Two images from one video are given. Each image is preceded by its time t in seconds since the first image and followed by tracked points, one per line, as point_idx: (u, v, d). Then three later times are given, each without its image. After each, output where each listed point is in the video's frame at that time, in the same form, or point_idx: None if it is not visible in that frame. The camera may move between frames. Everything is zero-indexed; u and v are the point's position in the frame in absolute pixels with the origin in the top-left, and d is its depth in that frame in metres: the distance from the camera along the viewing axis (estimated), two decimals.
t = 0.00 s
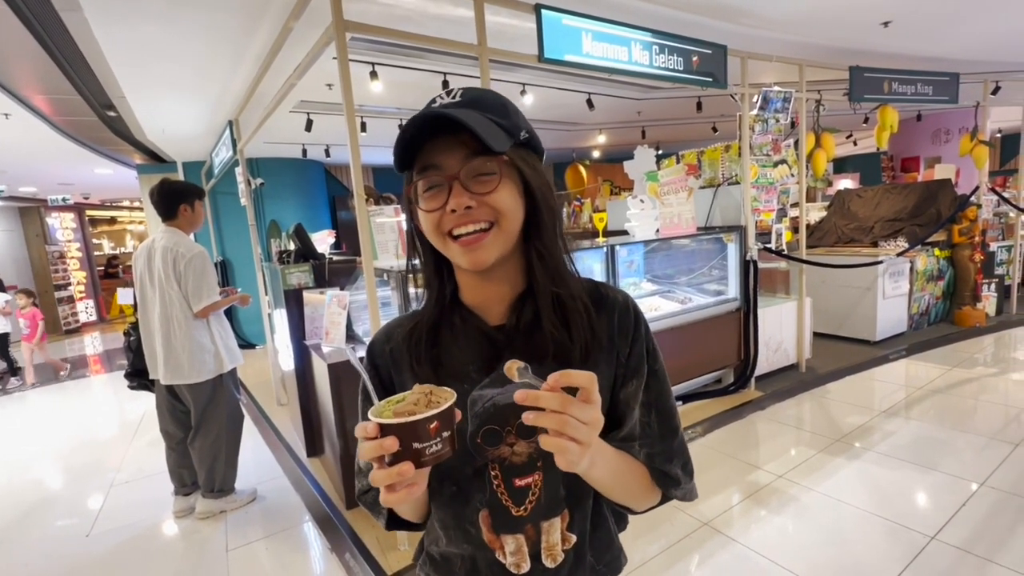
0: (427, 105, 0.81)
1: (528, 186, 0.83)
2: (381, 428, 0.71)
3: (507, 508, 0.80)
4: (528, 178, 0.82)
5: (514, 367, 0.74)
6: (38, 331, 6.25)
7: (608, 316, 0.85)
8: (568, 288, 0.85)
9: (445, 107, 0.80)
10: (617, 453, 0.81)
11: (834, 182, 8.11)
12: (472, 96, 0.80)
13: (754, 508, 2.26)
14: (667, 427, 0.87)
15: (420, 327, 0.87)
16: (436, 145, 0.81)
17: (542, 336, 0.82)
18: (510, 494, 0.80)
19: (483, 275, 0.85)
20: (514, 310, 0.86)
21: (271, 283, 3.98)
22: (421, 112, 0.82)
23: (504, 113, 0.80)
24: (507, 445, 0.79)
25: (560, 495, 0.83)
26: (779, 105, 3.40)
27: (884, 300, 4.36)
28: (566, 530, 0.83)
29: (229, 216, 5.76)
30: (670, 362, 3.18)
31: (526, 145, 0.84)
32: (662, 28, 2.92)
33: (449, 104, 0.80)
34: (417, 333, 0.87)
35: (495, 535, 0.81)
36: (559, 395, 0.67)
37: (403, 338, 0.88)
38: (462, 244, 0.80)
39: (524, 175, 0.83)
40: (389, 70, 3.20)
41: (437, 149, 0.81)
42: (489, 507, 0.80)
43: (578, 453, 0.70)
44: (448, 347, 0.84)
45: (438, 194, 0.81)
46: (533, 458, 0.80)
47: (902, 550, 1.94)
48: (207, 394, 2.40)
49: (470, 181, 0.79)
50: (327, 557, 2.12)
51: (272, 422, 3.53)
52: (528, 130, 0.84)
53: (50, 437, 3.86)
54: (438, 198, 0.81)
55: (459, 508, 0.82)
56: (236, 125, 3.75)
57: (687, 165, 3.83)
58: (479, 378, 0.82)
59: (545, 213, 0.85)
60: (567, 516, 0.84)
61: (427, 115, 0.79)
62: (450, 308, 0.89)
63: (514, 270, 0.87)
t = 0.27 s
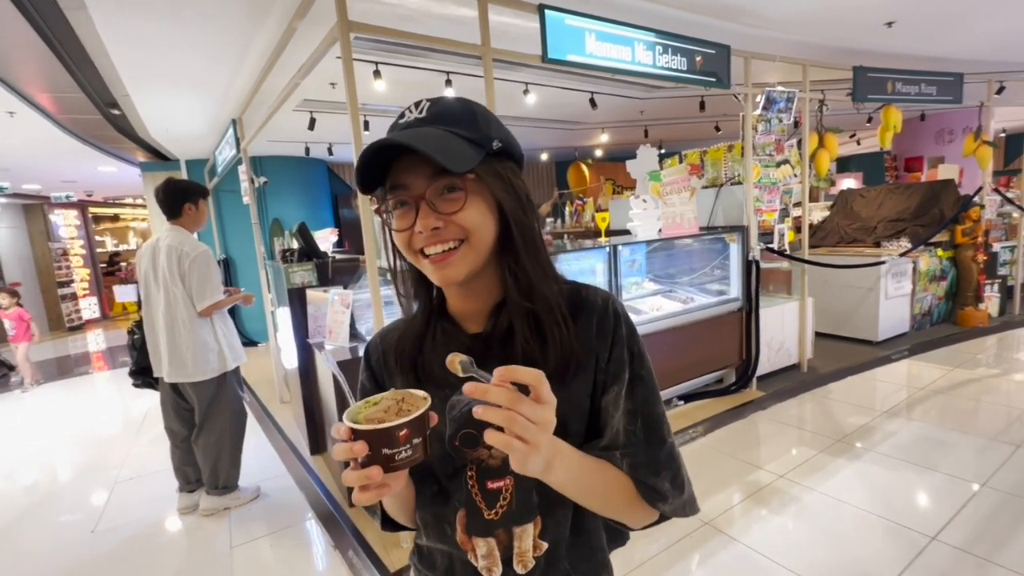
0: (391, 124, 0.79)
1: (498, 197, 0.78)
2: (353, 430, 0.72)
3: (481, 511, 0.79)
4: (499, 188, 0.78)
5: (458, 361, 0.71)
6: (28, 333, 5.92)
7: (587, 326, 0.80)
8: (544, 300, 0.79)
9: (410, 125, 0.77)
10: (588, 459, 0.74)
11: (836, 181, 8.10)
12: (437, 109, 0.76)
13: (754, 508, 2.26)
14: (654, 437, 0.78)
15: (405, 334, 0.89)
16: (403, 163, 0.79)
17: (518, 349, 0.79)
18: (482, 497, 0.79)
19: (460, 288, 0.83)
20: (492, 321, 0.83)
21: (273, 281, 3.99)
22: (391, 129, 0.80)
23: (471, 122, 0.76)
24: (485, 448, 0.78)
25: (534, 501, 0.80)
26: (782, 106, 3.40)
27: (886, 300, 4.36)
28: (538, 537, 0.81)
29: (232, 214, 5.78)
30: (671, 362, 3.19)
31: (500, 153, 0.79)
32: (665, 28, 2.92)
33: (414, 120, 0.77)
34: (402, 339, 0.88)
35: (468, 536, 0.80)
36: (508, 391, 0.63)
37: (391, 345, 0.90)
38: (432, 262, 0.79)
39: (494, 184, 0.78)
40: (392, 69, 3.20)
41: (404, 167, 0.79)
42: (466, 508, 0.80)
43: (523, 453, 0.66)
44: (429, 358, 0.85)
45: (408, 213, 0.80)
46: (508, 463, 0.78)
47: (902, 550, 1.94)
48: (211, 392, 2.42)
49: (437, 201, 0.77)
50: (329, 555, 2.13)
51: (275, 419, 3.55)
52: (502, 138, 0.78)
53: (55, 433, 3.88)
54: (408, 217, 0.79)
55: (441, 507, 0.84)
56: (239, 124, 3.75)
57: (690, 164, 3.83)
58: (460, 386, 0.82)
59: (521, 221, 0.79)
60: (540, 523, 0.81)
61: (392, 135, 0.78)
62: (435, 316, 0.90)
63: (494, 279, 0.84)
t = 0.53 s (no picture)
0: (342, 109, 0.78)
1: (446, 187, 0.76)
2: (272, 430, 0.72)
3: (416, 503, 0.78)
4: (445, 177, 0.76)
5: (353, 350, 0.70)
6: None
7: (530, 318, 0.77)
8: (491, 292, 0.77)
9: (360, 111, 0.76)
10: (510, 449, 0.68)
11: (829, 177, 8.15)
12: (388, 96, 0.75)
13: (745, 498, 2.30)
14: (592, 437, 0.73)
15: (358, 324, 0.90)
16: (352, 150, 0.79)
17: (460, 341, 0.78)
18: (417, 488, 0.79)
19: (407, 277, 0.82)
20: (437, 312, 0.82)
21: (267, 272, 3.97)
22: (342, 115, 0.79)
23: (421, 110, 0.74)
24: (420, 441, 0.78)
25: (467, 495, 0.79)
26: (778, 100, 3.42)
27: (877, 295, 4.41)
28: (471, 532, 0.79)
29: (224, 204, 5.72)
30: (665, 354, 3.21)
31: (454, 143, 0.78)
32: (663, 21, 2.91)
33: (365, 106, 0.76)
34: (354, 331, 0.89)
35: (405, 527, 0.80)
36: (409, 369, 0.59)
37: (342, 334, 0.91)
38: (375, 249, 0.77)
39: (441, 174, 0.76)
40: (388, 58, 3.18)
41: (353, 154, 0.78)
42: (405, 498, 0.80)
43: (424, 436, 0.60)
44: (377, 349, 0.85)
45: (355, 200, 0.78)
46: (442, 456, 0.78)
47: (890, 538, 1.98)
48: (206, 382, 2.41)
49: (382, 189, 0.75)
50: (326, 544, 2.14)
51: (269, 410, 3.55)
52: (455, 126, 0.77)
53: (46, 425, 3.85)
54: (354, 204, 0.78)
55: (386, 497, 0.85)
56: (233, 112, 3.72)
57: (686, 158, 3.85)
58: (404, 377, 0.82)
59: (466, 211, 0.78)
60: (474, 518, 0.79)
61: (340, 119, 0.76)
62: (387, 309, 0.89)
63: (442, 269, 0.83)
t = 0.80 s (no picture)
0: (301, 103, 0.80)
1: (393, 188, 0.77)
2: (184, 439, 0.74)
3: (347, 515, 0.78)
4: (393, 178, 0.77)
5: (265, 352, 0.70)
6: None
7: (471, 328, 0.77)
8: (434, 293, 0.78)
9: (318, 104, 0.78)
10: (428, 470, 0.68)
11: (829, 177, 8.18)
12: (345, 92, 0.76)
13: (749, 496, 2.31)
14: (523, 461, 0.71)
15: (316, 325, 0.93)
16: (308, 144, 0.80)
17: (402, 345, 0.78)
18: (348, 501, 0.78)
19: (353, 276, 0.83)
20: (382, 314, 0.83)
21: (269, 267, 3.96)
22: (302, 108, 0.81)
23: (376, 108, 0.75)
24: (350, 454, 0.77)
25: (399, 509, 0.78)
26: (784, 100, 3.42)
27: (877, 295, 4.44)
28: (399, 548, 0.79)
29: (224, 198, 5.69)
30: (668, 352, 3.23)
31: (411, 143, 0.78)
32: (670, 19, 2.91)
33: (322, 100, 0.77)
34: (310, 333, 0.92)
35: (338, 538, 0.80)
36: (323, 385, 0.58)
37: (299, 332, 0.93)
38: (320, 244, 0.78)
39: (389, 175, 0.77)
40: (393, 53, 3.16)
41: (309, 148, 0.80)
42: (339, 509, 0.80)
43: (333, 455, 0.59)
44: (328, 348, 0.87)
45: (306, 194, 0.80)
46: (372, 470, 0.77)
47: (892, 536, 2.00)
48: (211, 377, 2.42)
49: (331, 184, 0.76)
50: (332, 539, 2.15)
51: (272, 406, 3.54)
52: (411, 127, 0.77)
53: (45, 419, 3.82)
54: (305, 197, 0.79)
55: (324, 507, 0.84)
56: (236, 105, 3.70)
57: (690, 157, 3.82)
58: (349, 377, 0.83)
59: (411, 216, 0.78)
60: (404, 533, 0.79)
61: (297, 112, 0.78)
62: (338, 309, 0.91)
63: (389, 271, 0.83)
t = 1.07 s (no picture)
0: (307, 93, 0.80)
1: (393, 190, 0.77)
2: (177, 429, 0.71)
3: (339, 519, 0.74)
4: (393, 179, 0.77)
5: (264, 366, 0.68)
6: None
7: (463, 336, 0.78)
8: (428, 295, 0.79)
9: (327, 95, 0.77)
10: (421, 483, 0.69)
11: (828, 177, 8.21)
12: (354, 87, 0.76)
13: (757, 494, 2.33)
14: (509, 474, 0.73)
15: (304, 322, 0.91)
16: (310, 135, 0.79)
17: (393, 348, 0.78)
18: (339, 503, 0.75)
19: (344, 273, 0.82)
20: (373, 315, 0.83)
21: (273, 263, 3.94)
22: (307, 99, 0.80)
23: (384, 108, 0.76)
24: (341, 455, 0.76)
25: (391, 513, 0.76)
26: (791, 100, 3.45)
27: (879, 296, 4.47)
28: (389, 554, 0.77)
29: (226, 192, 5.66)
30: (673, 351, 3.24)
31: (414, 146, 0.79)
32: (681, 18, 2.91)
33: (329, 93, 0.77)
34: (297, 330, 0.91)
35: (331, 540, 0.77)
36: (332, 405, 0.57)
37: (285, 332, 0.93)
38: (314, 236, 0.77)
39: (389, 175, 0.77)
40: (402, 49, 3.14)
41: (310, 139, 0.79)
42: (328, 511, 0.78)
43: (330, 470, 0.59)
44: (314, 349, 0.86)
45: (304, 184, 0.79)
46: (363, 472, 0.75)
47: (900, 534, 2.02)
48: (220, 372, 2.41)
49: (330, 177, 0.75)
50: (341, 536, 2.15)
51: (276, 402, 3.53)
52: (417, 130, 0.78)
53: (45, 413, 3.78)
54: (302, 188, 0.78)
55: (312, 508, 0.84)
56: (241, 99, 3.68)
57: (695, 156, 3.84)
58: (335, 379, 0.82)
59: (408, 221, 0.78)
60: (394, 539, 0.77)
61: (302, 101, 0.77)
62: (324, 310, 0.90)
63: (381, 272, 0.83)
